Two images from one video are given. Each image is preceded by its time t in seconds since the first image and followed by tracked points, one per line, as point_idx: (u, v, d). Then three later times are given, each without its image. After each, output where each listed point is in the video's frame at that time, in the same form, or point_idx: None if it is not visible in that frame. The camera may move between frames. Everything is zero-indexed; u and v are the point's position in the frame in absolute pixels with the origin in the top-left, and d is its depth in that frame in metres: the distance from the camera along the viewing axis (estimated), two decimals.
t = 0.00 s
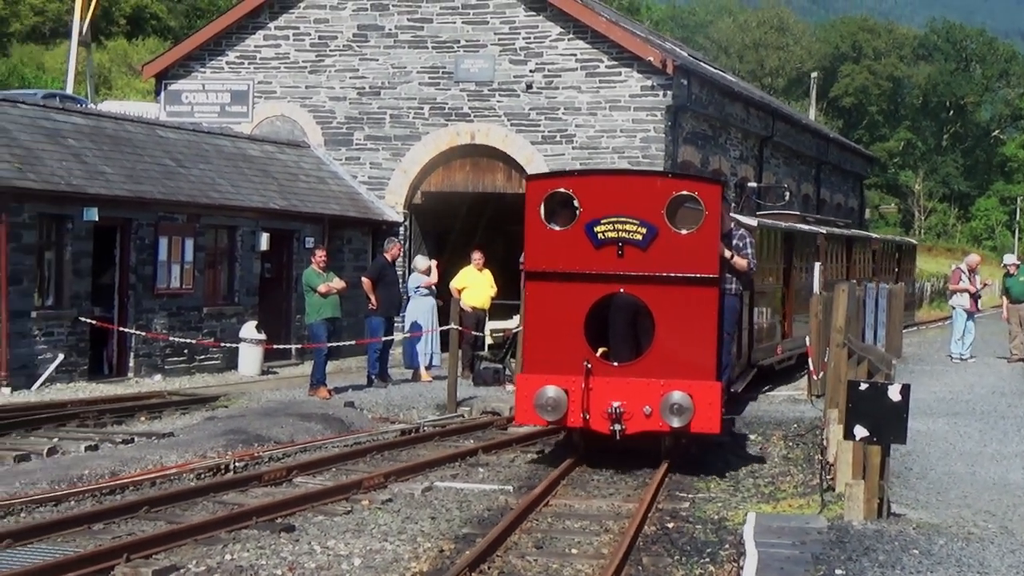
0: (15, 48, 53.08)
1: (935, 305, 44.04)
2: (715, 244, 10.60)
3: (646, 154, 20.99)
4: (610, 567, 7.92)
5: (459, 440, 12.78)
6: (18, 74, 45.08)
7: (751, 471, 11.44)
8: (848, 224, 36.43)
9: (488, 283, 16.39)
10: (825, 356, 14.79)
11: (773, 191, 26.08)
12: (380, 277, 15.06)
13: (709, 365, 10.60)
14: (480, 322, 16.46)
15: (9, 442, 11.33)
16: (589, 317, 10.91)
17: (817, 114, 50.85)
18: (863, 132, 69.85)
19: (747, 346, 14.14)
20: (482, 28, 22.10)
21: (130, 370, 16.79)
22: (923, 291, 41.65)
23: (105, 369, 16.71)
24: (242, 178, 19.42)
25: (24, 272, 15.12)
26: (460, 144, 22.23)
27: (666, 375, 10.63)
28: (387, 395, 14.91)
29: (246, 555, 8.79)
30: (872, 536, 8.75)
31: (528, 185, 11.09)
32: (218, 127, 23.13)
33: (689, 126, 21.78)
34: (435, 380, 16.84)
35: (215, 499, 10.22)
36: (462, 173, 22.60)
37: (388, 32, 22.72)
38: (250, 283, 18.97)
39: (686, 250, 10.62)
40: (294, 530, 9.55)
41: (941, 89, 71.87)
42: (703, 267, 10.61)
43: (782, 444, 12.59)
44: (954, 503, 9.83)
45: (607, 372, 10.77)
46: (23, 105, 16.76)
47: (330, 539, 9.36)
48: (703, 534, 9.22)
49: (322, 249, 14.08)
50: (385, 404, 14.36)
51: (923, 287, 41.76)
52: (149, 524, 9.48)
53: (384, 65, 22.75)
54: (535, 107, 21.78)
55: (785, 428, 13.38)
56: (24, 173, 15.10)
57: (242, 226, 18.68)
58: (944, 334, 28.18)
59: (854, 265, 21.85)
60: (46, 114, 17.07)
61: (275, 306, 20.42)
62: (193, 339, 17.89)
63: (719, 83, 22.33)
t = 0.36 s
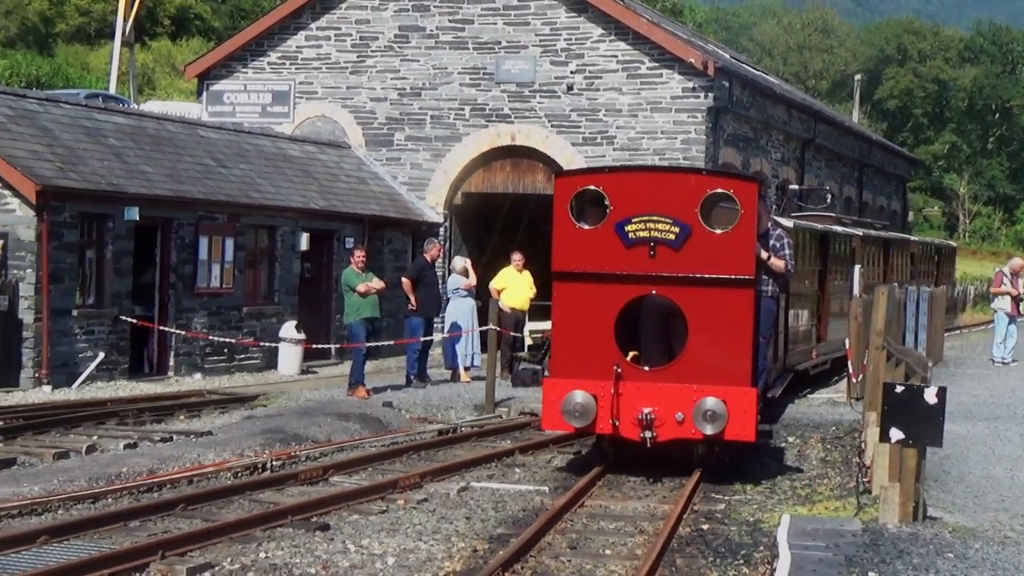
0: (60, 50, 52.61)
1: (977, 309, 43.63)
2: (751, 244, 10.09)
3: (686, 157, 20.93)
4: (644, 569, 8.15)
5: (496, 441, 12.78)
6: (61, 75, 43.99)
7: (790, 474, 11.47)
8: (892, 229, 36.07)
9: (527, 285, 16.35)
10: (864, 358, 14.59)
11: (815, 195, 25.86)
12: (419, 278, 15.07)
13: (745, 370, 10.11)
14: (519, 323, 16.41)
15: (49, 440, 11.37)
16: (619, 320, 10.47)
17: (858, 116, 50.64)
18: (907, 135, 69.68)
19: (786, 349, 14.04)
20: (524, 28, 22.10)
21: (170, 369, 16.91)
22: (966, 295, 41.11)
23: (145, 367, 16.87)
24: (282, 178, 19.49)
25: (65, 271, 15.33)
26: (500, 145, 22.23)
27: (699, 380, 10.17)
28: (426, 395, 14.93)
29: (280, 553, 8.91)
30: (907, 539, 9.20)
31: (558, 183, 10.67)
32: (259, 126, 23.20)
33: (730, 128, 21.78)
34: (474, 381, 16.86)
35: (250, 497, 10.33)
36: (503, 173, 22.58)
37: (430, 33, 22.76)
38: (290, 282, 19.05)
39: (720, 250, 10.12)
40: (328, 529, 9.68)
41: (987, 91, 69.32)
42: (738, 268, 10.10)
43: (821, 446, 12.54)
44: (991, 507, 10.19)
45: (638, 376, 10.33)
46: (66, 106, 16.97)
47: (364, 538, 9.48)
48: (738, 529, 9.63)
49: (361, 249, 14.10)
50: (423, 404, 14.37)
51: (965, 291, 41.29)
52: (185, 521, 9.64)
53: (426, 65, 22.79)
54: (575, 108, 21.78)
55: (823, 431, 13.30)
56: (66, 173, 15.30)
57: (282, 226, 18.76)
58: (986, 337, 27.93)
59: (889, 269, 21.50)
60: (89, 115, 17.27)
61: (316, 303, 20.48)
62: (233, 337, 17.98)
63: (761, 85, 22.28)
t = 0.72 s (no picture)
0: (120, 62, 52.44)
1: (1005, 309, 43.72)
2: (778, 243, 10.09)
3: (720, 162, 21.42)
4: (676, 558, 8.68)
5: (535, 435, 13.22)
6: (123, 86, 44.54)
7: (819, 467, 11.97)
8: (918, 231, 36.36)
9: (567, 285, 16.77)
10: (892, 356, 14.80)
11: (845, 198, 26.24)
12: (462, 279, 15.48)
13: (772, 370, 10.10)
14: (559, 322, 16.83)
15: (109, 435, 11.92)
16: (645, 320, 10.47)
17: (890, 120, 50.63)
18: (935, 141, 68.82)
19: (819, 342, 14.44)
20: (562, 39, 22.74)
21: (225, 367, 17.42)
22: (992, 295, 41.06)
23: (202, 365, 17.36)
24: (332, 185, 20.00)
25: (124, 274, 16.00)
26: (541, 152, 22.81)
27: (726, 381, 10.16)
28: (469, 391, 15.40)
29: (327, 542, 9.43)
30: (929, 528, 9.88)
31: (584, 183, 10.68)
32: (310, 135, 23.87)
33: (763, 135, 22.31)
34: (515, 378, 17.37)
35: (299, 489, 10.83)
36: (543, 179, 23.16)
37: (473, 44, 23.35)
38: (339, 283, 19.60)
39: (746, 250, 10.12)
40: (374, 519, 10.18)
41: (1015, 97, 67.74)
42: (765, 268, 10.11)
43: (850, 440, 12.94)
44: (1012, 498, 10.93)
45: (665, 377, 10.31)
46: (124, 116, 17.68)
47: (408, 528, 9.96)
48: (768, 519, 10.17)
49: (406, 252, 14.57)
50: (466, 400, 14.83)
51: (993, 291, 41.39)
52: (237, 512, 10.20)
53: (468, 75, 23.41)
54: (613, 116, 22.34)
55: (852, 426, 13.65)
56: (125, 181, 15.95)
57: (332, 230, 19.32)
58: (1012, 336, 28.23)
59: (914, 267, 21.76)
60: (145, 125, 17.96)
61: (364, 299, 21.00)
62: (284, 337, 18.49)
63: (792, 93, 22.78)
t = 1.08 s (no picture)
0: (171, 73, 52.59)
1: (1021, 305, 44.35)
2: (796, 241, 10.23)
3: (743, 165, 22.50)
4: (699, 545, 9.21)
5: (566, 427, 13.76)
6: (174, 96, 44.86)
7: (838, 456, 12.52)
8: (934, 231, 36.76)
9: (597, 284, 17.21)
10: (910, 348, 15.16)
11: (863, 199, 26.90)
12: (497, 278, 16.11)
13: (790, 367, 10.21)
14: (589, 318, 17.38)
15: (160, 428, 12.53)
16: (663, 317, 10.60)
17: (905, 124, 50.55)
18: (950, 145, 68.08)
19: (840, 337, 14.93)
20: (591, 48, 24.01)
21: (271, 363, 18.06)
22: (1005, 294, 41.36)
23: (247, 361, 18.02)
24: (371, 188, 20.82)
25: (174, 275, 16.66)
26: (572, 156, 24.05)
27: (744, 378, 10.28)
28: (503, 385, 15.98)
29: (366, 530, 9.99)
30: (944, 515, 10.51)
31: (601, 181, 10.84)
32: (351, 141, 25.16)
33: (784, 138, 23.40)
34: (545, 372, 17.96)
35: (341, 478, 11.41)
36: (575, 182, 24.44)
37: (506, 54, 24.69)
38: (378, 283, 20.30)
39: (763, 247, 10.26)
40: (412, 507, 10.76)
41: None
42: (782, 265, 10.24)
43: (868, 430, 13.44)
44: None
45: (683, 374, 10.43)
46: (173, 125, 18.54)
47: (444, 515, 10.51)
48: (790, 505, 10.79)
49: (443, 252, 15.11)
50: (501, 393, 15.37)
51: (1008, 288, 41.92)
52: (282, 501, 10.78)
53: (501, 84, 24.72)
54: (641, 121, 23.58)
55: (870, 417, 14.14)
56: (175, 186, 16.73)
57: (372, 232, 20.00)
58: None
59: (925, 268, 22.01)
60: (192, 134, 18.81)
61: (401, 295, 21.88)
62: (327, 334, 19.24)
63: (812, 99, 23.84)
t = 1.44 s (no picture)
0: (221, 83, 56.62)
1: None
2: (809, 241, 10.45)
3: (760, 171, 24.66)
4: (716, 533, 9.82)
5: (592, 419, 14.42)
6: (222, 105, 47.23)
7: (851, 448, 13.16)
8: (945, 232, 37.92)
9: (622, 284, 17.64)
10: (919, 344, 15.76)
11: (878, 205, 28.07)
12: (526, 278, 17.07)
13: (802, 367, 10.44)
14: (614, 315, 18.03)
15: (208, 419, 13.29)
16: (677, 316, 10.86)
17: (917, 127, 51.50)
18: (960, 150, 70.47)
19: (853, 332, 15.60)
20: (618, 61, 26.22)
21: (313, 357, 19.81)
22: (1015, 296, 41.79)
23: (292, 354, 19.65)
24: (408, 193, 22.76)
25: (222, 274, 18.11)
26: (598, 162, 26.31)
27: (757, 378, 10.51)
28: (533, 379, 16.71)
29: (402, 516, 10.66)
30: (951, 505, 11.18)
31: (615, 181, 11.09)
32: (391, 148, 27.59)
33: (800, 145, 25.43)
34: (571, 368, 18.76)
35: (379, 467, 12.08)
36: (601, 187, 26.83)
37: (537, 65, 26.96)
38: (416, 282, 22.17)
39: (775, 248, 10.49)
40: (446, 495, 11.39)
41: None
42: (795, 265, 10.47)
43: (879, 423, 14.05)
44: None
45: (696, 373, 10.67)
46: (220, 133, 20.22)
47: (476, 502, 11.16)
48: (807, 497, 11.43)
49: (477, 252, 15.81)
50: (530, 387, 16.08)
51: (1018, 289, 43.22)
52: (322, 487, 11.46)
53: (533, 94, 26.99)
54: (664, 129, 25.74)
55: (881, 410, 14.74)
56: (223, 190, 18.17)
57: (408, 234, 21.87)
58: None
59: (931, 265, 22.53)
60: (238, 141, 20.49)
61: (437, 292, 24.05)
62: (367, 330, 21.03)
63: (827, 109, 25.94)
